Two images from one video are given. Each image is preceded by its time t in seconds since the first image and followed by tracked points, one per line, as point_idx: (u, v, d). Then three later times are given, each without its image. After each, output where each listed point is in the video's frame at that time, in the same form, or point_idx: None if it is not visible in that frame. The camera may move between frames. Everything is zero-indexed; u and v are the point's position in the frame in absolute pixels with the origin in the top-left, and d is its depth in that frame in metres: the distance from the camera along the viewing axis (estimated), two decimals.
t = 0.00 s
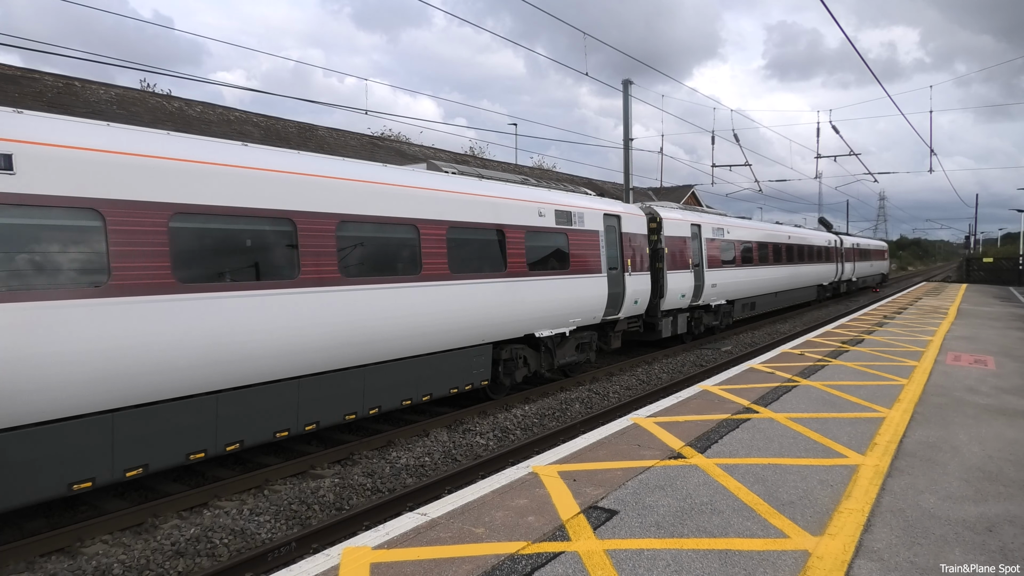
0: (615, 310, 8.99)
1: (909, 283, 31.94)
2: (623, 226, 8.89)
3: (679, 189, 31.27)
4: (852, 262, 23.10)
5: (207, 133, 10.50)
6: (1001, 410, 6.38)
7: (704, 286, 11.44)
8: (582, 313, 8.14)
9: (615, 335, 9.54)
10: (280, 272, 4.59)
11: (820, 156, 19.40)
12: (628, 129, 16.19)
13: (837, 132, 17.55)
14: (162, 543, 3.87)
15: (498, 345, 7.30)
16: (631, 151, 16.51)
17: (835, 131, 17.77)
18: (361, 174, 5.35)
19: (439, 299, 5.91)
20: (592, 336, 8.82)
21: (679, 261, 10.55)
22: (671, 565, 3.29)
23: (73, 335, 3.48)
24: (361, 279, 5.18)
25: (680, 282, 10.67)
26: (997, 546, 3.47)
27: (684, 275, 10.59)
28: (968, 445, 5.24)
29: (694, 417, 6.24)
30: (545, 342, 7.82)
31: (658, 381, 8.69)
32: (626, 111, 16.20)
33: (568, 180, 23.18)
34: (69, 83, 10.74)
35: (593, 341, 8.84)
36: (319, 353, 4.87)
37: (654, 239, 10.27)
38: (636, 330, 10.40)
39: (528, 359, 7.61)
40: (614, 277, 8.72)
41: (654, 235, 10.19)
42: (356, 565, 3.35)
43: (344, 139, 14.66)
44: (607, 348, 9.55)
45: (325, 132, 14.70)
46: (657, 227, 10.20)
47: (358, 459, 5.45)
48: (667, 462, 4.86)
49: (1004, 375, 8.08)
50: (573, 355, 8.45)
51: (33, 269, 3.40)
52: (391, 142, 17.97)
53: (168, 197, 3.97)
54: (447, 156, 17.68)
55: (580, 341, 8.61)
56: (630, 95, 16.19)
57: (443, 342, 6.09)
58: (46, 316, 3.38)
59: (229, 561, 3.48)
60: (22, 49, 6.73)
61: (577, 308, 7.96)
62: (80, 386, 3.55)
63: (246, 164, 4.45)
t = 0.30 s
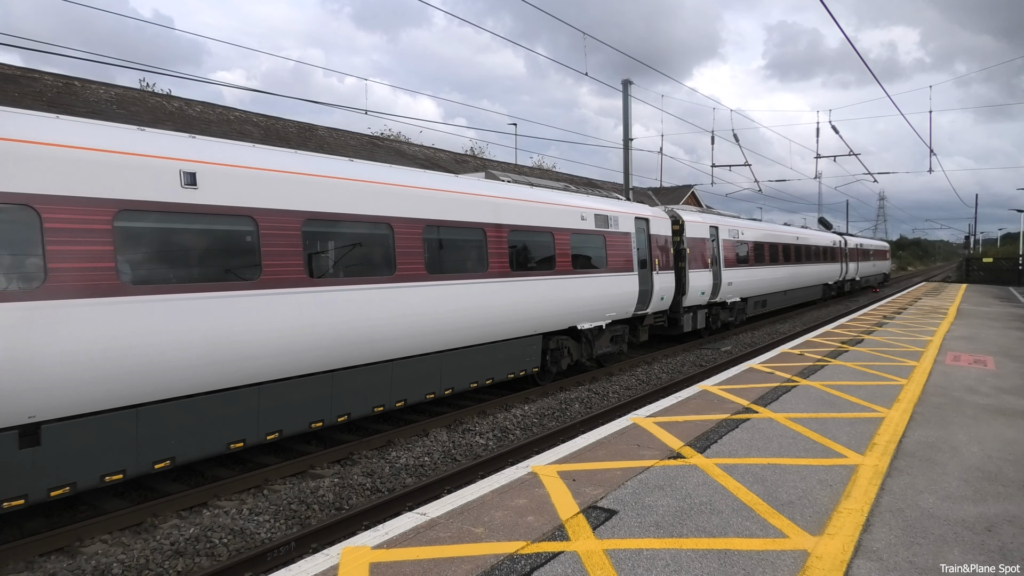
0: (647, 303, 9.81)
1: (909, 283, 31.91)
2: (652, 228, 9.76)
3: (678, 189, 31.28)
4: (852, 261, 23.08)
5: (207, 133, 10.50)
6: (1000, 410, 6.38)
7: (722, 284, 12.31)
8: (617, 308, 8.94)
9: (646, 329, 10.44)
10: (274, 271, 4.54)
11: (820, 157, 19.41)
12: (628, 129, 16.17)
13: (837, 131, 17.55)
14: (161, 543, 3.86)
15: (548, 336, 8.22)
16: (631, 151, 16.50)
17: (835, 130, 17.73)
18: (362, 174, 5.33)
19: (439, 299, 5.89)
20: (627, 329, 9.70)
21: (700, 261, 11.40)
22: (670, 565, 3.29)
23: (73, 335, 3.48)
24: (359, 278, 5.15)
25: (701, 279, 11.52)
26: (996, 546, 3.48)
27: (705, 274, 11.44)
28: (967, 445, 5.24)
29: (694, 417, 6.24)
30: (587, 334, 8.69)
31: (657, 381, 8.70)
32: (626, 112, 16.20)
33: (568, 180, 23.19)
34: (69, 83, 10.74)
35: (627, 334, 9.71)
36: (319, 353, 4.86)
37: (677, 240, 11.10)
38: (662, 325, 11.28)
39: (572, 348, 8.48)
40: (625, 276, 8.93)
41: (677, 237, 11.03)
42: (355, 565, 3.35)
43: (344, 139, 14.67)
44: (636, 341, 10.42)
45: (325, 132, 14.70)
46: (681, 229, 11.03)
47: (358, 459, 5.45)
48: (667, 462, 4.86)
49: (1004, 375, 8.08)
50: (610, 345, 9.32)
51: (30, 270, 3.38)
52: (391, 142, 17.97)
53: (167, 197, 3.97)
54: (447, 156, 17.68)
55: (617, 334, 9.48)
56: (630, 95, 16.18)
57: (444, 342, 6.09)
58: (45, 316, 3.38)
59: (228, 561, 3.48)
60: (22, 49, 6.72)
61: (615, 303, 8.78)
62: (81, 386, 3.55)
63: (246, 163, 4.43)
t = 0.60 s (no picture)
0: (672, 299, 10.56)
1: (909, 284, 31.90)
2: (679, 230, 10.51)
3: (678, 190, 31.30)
4: (852, 261, 23.09)
5: (207, 132, 10.51)
6: (1000, 411, 6.38)
7: (739, 283, 12.98)
8: (648, 302, 9.70)
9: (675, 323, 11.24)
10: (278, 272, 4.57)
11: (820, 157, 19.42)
12: (628, 129, 16.18)
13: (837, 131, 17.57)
14: (161, 543, 3.86)
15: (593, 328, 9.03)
16: (631, 151, 16.50)
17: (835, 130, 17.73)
18: (363, 174, 5.36)
19: (441, 298, 5.93)
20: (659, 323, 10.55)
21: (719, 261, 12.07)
22: (670, 565, 3.29)
23: (73, 334, 3.49)
24: (359, 279, 5.16)
25: (720, 278, 12.22)
26: (996, 546, 3.48)
27: (724, 273, 12.15)
28: (966, 445, 5.24)
29: (693, 417, 6.24)
30: (626, 327, 9.49)
31: (657, 381, 8.70)
32: (626, 112, 16.20)
33: (568, 180, 23.20)
34: (70, 83, 10.74)
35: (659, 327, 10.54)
36: (319, 352, 4.88)
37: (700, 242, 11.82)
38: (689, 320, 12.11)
39: (611, 339, 9.24)
40: (624, 275, 8.92)
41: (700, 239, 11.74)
42: (355, 565, 3.36)
43: (344, 139, 14.67)
44: (665, 333, 11.11)
45: (325, 132, 14.69)
46: (704, 231, 11.75)
47: (357, 460, 5.45)
48: (667, 462, 4.86)
49: (1004, 376, 8.08)
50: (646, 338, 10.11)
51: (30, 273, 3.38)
52: (391, 142, 17.98)
53: (168, 197, 3.98)
54: (447, 156, 17.68)
55: (651, 327, 10.27)
56: (630, 95, 16.20)
57: (444, 341, 6.10)
58: (46, 315, 3.38)
59: (227, 561, 3.48)
60: (23, 48, 6.71)
61: (649, 297, 9.61)
62: (81, 387, 3.56)
63: (247, 163, 4.45)
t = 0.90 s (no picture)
0: (689, 294, 10.97)
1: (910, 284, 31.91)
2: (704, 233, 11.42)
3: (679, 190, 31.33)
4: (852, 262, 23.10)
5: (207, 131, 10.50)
6: (1000, 412, 6.38)
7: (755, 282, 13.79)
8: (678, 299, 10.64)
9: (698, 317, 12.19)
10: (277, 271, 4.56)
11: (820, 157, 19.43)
12: (628, 129, 16.18)
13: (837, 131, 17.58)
14: (161, 543, 3.86)
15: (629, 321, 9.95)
16: (631, 151, 16.50)
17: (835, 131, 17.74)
18: (364, 173, 5.36)
19: (441, 298, 5.94)
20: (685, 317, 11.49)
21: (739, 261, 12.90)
22: (669, 565, 3.29)
23: (74, 334, 3.49)
24: (360, 279, 5.16)
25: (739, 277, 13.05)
26: (995, 547, 3.48)
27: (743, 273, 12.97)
28: (966, 446, 5.24)
29: (693, 417, 6.24)
30: (658, 321, 10.44)
31: (657, 382, 8.71)
32: (626, 112, 16.20)
33: (568, 181, 23.20)
34: (70, 82, 10.74)
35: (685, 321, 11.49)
36: (319, 352, 4.88)
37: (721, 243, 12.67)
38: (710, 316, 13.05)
39: (645, 333, 10.19)
40: (622, 276, 8.87)
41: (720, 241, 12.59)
42: (354, 565, 3.36)
43: (344, 138, 14.66)
44: (690, 327, 12.05)
45: (326, 132, 14.69)
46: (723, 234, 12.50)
47: (357, 459, 5.45)
48: (667, 462, 4.86)
49: (1004, 377, 8.08)
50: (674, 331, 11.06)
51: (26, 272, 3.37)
52: (391, 141, 17.97)
53: (169, 197, 3.98)
54: (447, 156, 17.68)
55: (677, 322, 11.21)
56: (630, 96, 16.20)
57: (444, 341, 6.11)
58: (46, 315, 3.39)
59: (227, 561, 3.48)
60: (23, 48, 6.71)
61: (679, 295, 10.53)
62: (82, 386, 3.56)
63: (248, 163, 4.46)
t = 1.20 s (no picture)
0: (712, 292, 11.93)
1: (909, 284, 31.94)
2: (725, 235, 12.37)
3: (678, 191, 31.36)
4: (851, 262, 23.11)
5: (207, 131, 10.50)
6: (1000, 412, 6.38)
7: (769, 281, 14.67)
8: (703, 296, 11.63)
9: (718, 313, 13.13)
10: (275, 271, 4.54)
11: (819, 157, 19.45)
12: (628, 129, 16.19)
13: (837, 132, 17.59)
14: (161, 543, 3.86)
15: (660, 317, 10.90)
16: (631, 151, 16.50)
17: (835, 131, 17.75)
18: (365, 173, 5.35)
19: (442, 298, 5.94)
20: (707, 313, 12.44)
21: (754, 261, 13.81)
22: (669, 565, 3.29)
23: (74, 334, 3.49)
24: (359, 279, 5.15)
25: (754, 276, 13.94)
26: (995, 547, 3.49)
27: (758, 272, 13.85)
28: (966, 446, 5.25)
29: (693, 417, 6.24)
30: (685, 316, 11.40)
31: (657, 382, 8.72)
32: (626, 112, 16.21)
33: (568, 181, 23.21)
34: (70, 82, 10.74)
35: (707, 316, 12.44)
36: (319, 352, 4.88)
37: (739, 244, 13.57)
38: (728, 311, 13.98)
39: (675, 327, 11.14)
40: (622, 276, 8.86)
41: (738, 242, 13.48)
42: (354, 565, 3.36)
43: (343, 138, 14.66)
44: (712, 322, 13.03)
45: (326, 132, 14.69)
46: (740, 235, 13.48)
47: (357, 459, 5.45)
48: (666, 462, 4.87)
49: (1003, 377, 8.08)
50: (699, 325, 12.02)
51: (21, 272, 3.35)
52: (390, 140, 17.97)
53: (169, 197, 3.97)
54: (447, 156, 17.68)
55: (701, 317, 12.16)
56: (629, 96, 16.21)
57: (444, 342, 6.11)
58: (47, 315, 3.38)
59: (227, 561, 3.48)
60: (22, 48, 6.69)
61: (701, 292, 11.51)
62: (83, 387, 3.56)
63: (247, 163, 4.44)
